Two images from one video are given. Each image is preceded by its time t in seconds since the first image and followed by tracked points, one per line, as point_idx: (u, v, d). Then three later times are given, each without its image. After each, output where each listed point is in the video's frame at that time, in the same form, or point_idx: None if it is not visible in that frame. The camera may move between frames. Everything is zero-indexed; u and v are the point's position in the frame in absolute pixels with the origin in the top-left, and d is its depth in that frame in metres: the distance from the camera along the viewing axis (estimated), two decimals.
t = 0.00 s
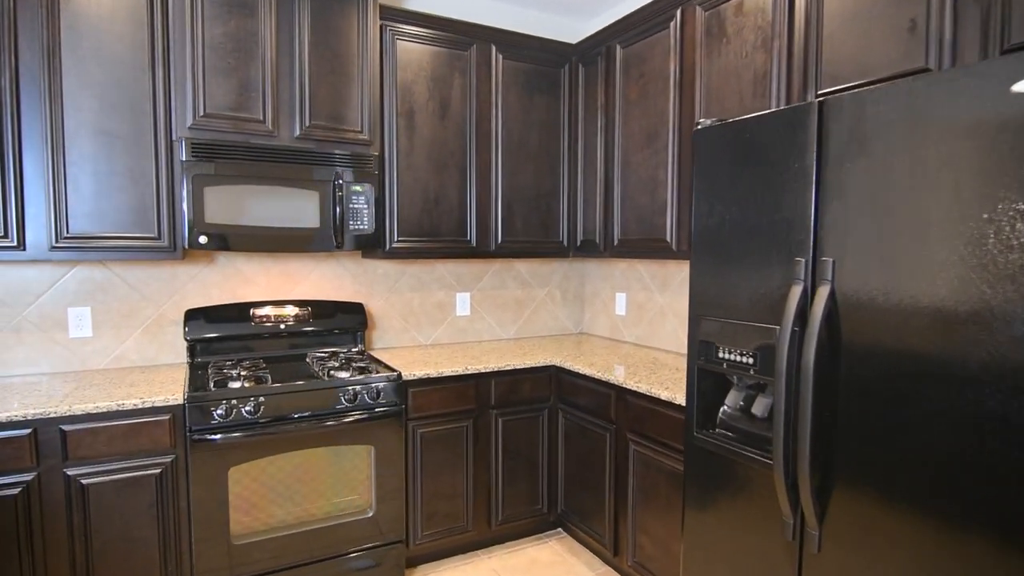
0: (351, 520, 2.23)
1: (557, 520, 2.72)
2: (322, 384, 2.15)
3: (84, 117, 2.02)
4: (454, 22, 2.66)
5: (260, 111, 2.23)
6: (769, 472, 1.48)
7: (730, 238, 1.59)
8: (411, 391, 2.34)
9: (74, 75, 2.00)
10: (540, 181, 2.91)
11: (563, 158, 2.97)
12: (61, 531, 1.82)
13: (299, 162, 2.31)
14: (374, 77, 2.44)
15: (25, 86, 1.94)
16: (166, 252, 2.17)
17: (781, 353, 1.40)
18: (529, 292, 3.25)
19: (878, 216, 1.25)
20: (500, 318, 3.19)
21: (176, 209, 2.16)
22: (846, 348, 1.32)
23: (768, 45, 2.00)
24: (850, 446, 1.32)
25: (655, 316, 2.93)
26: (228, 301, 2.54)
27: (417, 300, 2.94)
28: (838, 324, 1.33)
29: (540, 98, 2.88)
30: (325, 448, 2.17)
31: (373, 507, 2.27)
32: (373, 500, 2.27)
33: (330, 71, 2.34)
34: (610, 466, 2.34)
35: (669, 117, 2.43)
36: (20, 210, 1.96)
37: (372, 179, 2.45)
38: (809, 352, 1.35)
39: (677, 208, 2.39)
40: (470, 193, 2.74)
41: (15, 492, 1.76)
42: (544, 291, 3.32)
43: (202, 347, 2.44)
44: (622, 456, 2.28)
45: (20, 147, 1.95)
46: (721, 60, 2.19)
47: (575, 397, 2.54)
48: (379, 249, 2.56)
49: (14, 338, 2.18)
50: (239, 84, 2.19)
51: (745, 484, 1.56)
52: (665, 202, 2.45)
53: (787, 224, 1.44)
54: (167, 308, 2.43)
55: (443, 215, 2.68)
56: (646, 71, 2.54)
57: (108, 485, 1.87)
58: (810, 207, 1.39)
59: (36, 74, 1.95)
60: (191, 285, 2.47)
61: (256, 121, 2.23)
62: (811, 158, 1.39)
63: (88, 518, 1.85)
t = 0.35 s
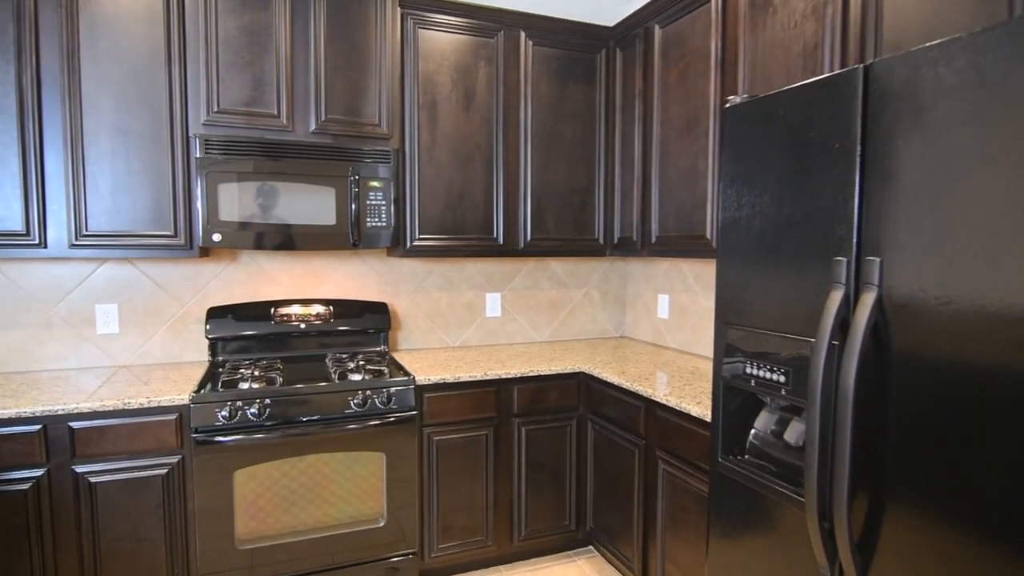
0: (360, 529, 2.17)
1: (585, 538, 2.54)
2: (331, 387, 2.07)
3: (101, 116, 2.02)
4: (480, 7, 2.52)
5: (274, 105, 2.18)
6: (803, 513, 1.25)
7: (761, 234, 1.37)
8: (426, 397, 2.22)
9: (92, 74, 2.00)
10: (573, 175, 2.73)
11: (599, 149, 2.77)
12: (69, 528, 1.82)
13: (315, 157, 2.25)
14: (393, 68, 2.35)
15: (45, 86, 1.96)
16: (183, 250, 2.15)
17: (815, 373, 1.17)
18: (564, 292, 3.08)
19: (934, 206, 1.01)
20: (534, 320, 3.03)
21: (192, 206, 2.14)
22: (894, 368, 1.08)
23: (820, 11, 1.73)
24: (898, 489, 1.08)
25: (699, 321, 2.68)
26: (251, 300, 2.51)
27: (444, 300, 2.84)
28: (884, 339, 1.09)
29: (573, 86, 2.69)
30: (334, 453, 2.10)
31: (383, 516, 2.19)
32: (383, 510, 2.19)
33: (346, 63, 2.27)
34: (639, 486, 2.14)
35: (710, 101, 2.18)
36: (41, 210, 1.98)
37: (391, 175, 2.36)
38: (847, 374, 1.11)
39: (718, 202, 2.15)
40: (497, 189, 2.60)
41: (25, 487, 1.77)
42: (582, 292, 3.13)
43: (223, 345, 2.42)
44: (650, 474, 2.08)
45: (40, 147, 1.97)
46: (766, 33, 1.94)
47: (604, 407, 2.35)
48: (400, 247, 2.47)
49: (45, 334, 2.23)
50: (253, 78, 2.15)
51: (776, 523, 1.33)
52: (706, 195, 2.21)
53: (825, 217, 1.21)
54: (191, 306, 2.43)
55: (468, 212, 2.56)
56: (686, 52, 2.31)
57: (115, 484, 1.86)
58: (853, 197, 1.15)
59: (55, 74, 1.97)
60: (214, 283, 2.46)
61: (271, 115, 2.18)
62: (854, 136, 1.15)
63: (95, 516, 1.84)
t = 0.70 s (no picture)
0: (380, 536, 2.10)
1: (624, 560, 2.35)
2: (352, 386, 2.00)
3: (136, 111, 2.04)
4: None
5: (302, 97, 2.14)
6: (853, 563, 1.03)
7: (808, 223, 1.15)
8: (451, 400, 2.10)
9: (127, 70, 2.03)
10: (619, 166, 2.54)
11: (648, 138, 2.57)
12: (94, 518, 1.84)
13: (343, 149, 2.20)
14: (423, 56, 2.27)
15: (84, 83, 2.00)
16: (214, 244, 2.15)
17: (867, 394, 0.96)
18: (611, 292, 2.88)
19: None
20: (577, 322, 2.86)
21: (221, 200, 2.13)
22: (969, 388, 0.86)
23: None
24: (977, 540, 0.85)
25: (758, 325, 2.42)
26: (287, 296, 2.50)
27: (482, 298, 2.72)
28: (957, 351, 0.87)
29: (619, 70, 2.51)
30: (355, 455, 2.03)
31: (404, 524, 2.11)
32: (405, 517, 2.11)
33: (375, 52, 2.20)
34: (680, 507, 1.93)
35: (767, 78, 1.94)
36: (80, 204, 2.03)
37: (420, 167, 2.27)
38: (908, 395, 0.89)
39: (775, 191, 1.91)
40: (535, 181, 2.45)
41: (53, 475, 1.80)
42: (631, 292, 2.92)
43: (256, 341, 2.41)
44: (691, 496, 1.87)
45: (79, 142, 2.01)
46: None
47: (644, 418, 2.15)
48: (431, 242, 2.37)
49: (90, 326, 2.29)
50: (280, 71, 2.12)
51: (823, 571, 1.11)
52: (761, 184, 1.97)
53: (884, 200, 0.98)
54: (227, 301, 2.44)
55: (503, 205, 2.42)
56: (741, 25, 2.07)
57: (138, 477, 1.86)
58: (919, 174, 0.92)
59: (94, 71, 2.01)
60: (250, 278, 2.46)
61: (299, 107, 2.14)
62: (921, 98, 0.92)
63: (119, 507, 1.86)
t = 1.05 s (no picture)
0: (405, 543, 2.00)
1: None
2: (375, 386, 1.91)
3: (171, 106, 2.04)
4: None
5: (332, 87, 2.09)
6: None
7: (873, 206, 0.94)
8: (480, 404, 1.98)
9: (163, 65, 2.03)
10: (669, 155, 2.34)
11: (702, 123, 2.35)
12: (122, 510, 1.84)
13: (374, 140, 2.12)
14: (457, 42, 2.16)
15: (122, 79, 2.02)
16: (246, 239, 2.12)
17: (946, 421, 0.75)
18: (662, 291, 2.67)
19: None
20: (625, 323, 2.67)
21: (252, 194, 2.10)
22: None
23: None
24: None
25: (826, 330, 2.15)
26: (321, 292, 2.45)
27: (522, 296, 2.58)
28: None
29: (669, 51, 2.31)
30: (378, 458, 1.94)
31: (431, 533, 2.00)
32: (431, 526, 2.00)
33: (406, 38, 2.12)
34: (728, 532, 1.72)
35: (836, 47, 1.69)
36: (118, 198, 2.05)
37: (453, 158, 2.18)
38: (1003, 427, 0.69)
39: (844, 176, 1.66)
40: (576, 172, 2.29)
41: (84, 466, 1.81)
42: (684, 292, 2.70)
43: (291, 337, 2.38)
44: (741, 521, 1.66)
45: (117, 138, 2.03)
46: None
47: (691, 430, 1.95)
48: (465, 237, 2.26)
49: (134, 319, 2.33)
50: (310, 61, 2.07)
51: None
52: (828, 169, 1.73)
53: (972, 173, 0.77)
54: (264, 296, 2.42)
55: (542, 198, 2.28)
56: None
57: (164, 472, 1.85)
58: (1021, 139, 0.71)
59: (131, 67, 2.02)
60: (286, 273, 2.43)
61: (329, 98, 2.09)
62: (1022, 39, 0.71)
63: (145, 501, 1.85)
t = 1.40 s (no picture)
0: (441, 557, 1.88)
1: None
2: (411, 390, 1.81)
3: (216, 101, 2.03)
4: None
5: (373, 78, 2.01)
6: None
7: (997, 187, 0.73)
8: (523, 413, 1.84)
9: (208, 59, 2.01)
10: (737, 143, 2.12)
11: (777, 106, 2.10)
12: (161, 507, 1.83)
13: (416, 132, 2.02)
14: (504, 25, 2.03)
15: (169, 75, 2.02)
16: (287, 235, 2.08)
17: None
18: (729, 293, 2.44)
19: None
20: (687, 327, 2.45)
21: (294, 189, 2.05)
22: None
23: None
24: None
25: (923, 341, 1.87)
26: (366, 289, 2.38)
27: (574, 297, 2.42)
28: None
29: (739, 27, 2.08)
30: (414, 465, 1.84)
31: (468, 548, 1.88)
32: (468, 540, 1.88)
33: (450, 23, 2.01)
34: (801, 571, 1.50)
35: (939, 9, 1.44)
36: (166, 195, 2.05)
37: (499, 149, 2.04)
38: None
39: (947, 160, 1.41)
40: (632, 162, 2.11)
41: (125, 461, 1.82)
42: (754, 295, 2.45)
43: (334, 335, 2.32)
44: (816, 560, 1.44)
45: (165, 134, 2.03)
46: None
47: (759, 451, 1.73)
48: (511, 234, 2.13)
49: (185, 314, 2.35)
50: (351, 51, 2.01)
51: None
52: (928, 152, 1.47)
53: None
54: (309, 293, 2.38)
55: (594, 191, 2.11)
56: None
57: (201, 470, 1.82)
58: None
59: (178, 63, 2.02)
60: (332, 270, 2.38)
61: (371, 88, 2.02)
62: None
63: (183, 499, 1.83)
